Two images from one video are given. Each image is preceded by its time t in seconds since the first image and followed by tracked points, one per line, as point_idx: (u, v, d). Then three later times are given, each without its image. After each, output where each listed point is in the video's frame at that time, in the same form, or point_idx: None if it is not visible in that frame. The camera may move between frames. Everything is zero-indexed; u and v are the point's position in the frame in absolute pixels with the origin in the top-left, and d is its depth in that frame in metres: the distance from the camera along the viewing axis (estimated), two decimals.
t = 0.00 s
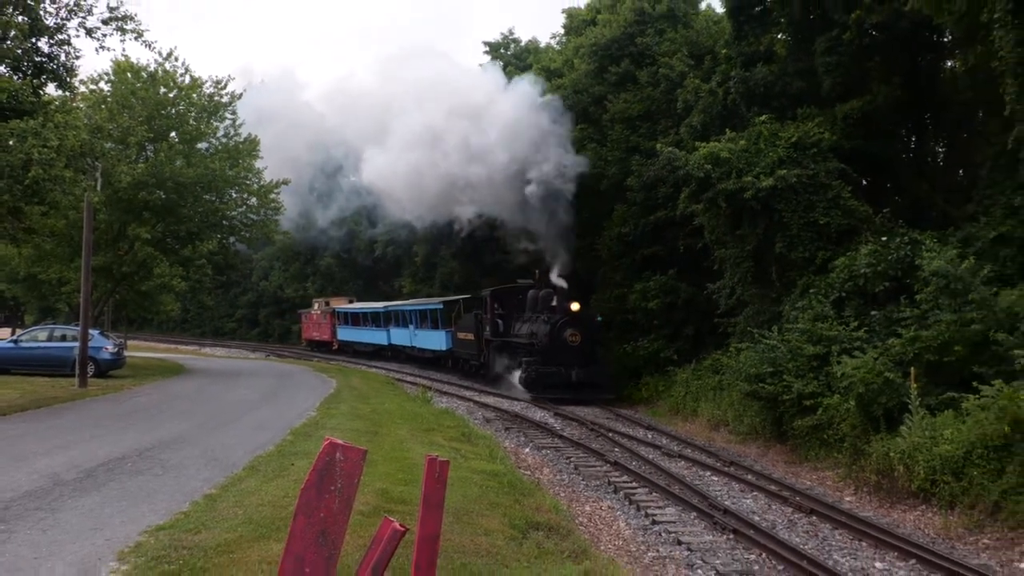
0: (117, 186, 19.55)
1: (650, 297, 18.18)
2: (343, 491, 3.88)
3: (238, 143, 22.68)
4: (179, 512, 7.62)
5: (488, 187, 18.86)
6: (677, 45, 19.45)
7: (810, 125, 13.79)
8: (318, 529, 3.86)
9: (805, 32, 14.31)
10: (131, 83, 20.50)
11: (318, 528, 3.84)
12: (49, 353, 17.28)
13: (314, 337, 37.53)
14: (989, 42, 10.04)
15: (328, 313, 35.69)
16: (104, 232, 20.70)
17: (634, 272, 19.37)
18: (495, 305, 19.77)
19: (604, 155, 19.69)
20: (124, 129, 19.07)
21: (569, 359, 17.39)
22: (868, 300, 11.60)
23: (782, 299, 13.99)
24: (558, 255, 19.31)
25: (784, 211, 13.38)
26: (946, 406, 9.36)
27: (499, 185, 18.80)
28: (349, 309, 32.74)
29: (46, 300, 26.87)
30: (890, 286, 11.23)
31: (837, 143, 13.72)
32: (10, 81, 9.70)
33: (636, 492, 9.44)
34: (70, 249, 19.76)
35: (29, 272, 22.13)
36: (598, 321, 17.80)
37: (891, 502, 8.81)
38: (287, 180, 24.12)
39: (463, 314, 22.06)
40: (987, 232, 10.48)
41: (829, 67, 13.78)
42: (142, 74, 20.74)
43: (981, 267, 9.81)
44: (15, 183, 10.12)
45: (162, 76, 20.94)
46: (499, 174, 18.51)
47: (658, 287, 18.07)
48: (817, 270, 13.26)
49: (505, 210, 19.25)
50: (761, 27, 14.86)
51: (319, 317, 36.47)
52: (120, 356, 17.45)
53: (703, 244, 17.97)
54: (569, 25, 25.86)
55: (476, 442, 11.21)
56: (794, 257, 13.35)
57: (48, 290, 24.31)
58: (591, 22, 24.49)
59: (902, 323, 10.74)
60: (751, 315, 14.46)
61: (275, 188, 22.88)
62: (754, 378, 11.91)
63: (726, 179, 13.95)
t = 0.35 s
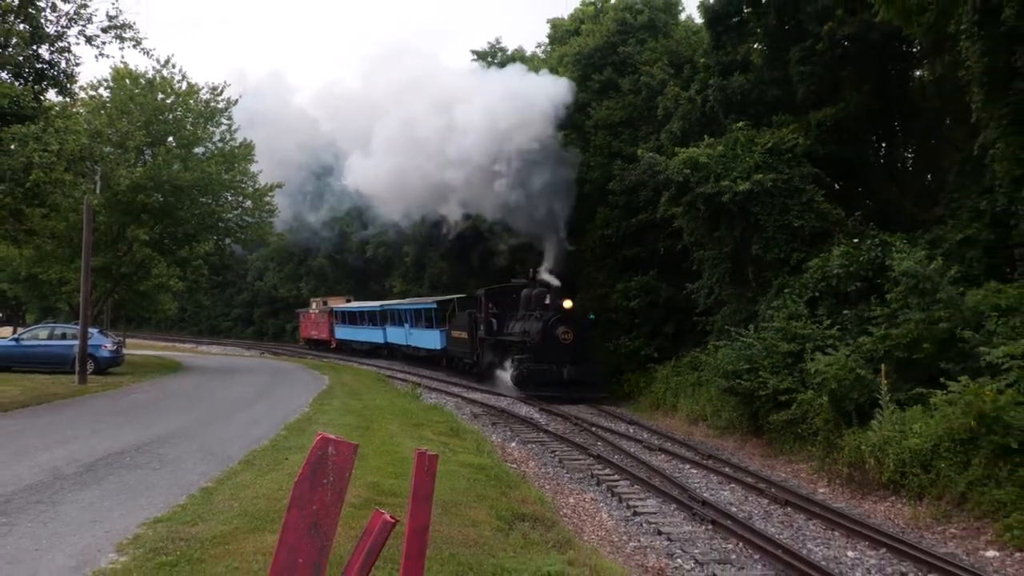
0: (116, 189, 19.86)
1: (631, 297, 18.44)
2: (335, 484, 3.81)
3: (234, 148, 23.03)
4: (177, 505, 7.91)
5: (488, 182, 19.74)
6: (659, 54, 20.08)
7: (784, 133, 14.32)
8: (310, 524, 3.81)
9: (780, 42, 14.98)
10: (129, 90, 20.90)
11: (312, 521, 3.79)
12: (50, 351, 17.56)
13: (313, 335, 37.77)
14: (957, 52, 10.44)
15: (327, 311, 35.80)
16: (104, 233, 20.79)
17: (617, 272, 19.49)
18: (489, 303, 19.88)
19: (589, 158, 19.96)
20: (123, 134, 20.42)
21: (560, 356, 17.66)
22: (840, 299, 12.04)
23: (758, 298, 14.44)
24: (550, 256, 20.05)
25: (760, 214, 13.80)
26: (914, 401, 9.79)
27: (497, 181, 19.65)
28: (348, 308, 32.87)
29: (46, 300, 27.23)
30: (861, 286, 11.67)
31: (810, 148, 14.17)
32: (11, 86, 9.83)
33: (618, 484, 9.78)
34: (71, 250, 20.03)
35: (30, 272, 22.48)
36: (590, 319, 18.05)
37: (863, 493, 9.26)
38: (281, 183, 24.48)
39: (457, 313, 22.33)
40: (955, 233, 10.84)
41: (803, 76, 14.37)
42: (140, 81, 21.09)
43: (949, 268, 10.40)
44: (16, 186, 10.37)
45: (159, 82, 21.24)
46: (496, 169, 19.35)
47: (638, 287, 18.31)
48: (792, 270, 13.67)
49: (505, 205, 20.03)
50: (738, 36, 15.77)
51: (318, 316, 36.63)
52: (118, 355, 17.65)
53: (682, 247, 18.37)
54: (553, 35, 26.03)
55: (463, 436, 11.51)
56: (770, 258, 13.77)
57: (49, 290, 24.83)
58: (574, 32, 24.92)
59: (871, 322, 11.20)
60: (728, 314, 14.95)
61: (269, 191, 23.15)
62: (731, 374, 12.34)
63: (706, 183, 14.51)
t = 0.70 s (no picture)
0: (119, 193, 20.35)
1: (616, 297, 18.82)
2: (331, 477, 4.09)
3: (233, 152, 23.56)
4: (176, 498, 8.19)
5: (485, 181, 20.28)
6: (643, 63, 20.76)
7: (763, 138, 14.87)
8: (307, 513, 4.08)
9: (758, 52, 15.92)
10: (131, 96, 21.09)
11: (308, 513, 4.08)
12: (53, 350, 18.09)
13: (314, 334, 38.35)
14: (930, 62, 11.04)
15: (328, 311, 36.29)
16: (106, 235, 21.44)
17: (603, 272, 19.95)
18: (486, 301, 19.96)
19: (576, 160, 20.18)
20: (126, 139, 19.73)
21: (556, 355, 17.31)
22: (817, 300, 12.63)
23: (738, 298, 14.99)
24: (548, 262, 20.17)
25: (740, 216, 14.41)
26: (887, 397, 10.27)
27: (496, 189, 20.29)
28: (347, 307, 33.27)
29: (50, 298, 27.70)
30: (837, 286, 12.33)
31: (787, 155, 14.81)
32: (17, 94, 10.08)
33: (604, 477, 10.15)
34: (74, 251, 20.42)
35: (34, 271, 22.91)
36: (587, 318, 17.62)
37: (838, 485, 9.75)
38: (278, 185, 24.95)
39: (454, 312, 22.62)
40: (927, 234, 11.67)
41: (782, 85, 15.28)
42: (143, 87, 21.33)
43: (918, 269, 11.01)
44: (21, 189, 10.66)
45: (160, 89, 21.56)
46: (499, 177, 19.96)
47: (623, 288, 18.77)
48: (769, 271, 14.33)
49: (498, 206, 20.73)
50: (720, 46, 16.60)
51: (319, 315, 37.13)
52: (121, 350, 18.03)
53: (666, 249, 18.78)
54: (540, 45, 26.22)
55: (454, 431, 11.82)
56: (749, 259, 14.44)
57: (54, 289, 25.45)
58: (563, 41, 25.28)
59: (847, 320, 11.78)
60: (710, 313, 15.44)
61: (267, 195, 23.88)
62: (712, 371, 12.85)
63: (687, 188, 15.00)
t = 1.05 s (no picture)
0: (122, 195, 20.81)
1: (603, 296, 19.39)
2: (328, 471, 3.88)
3: (233, 156, 23.83)
4: (178, 491, 8.51)
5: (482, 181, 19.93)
6: (627, 72, 21.32)
7: (744, 145, 15.40)
8: (304, 505, 3.86)
9: (739, 61, 16.89)
10: (134, 102, 21.50)
11: (305, 506, 3.89)
12: (60, 347, 18.55)
13: (314, 333, 39.04)
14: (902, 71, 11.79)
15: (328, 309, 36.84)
16: (111, 237, 21.82)
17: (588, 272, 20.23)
18: (483, 299, 20.13)
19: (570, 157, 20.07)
20: (128, 143, 20.43)
21: (553, 354, 17.48)
22: (795, 300, 13.14)
23: (719, 297, 15.45)
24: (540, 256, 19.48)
25: (721, 219, 14.98)
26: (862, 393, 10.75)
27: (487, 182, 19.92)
28: (347, 306, 33.68)
29: (55, 298, 28.35)
30: (814, 286, 12.87)
31: (767, 160, 15.50)
32: (24, 99, 10.45)
33: (591, 470, 10.54)
34: (79, 252, 20.91)
35: (40, 272, 23.45)
36: (584, 318, 17.74)
37: (815, 477, 10.25)
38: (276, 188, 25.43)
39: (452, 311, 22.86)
40: (901, 237, 12.24)
41: (761, 93, 16.02)
42: (145, 94, 21.75)
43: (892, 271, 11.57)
44: (27, 192, 10.97)
45: (162, 95, 21.97)
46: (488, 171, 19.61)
47: (610, 288, 19.33)
48: (749, 271, 14.91)
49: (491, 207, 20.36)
50: (701, 57, 17.63)
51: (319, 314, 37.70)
52: (125, 348, 18.43)
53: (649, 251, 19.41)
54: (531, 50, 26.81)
55: (447, 426, 12.17)
56: (730, 261, 15.01)
57: (59, 289, 26.00)
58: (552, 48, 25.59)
59: (823, 319, 12.23)
60: (692, 312, 15.74)
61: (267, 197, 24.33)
62: (695, 368, 13.36)
63: (670, 192, 15.60)
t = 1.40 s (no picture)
0: (123, 199, 21.36)
1: (587, 296, 19.68)
2: (323, 464, 4.08)
3: (231, 161, 24.48)
4: (178, 484, 8.83)
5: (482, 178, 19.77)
6: (612, 81, 22.01)
7: (723, 150, 16.23)
8: (299, 498, 4.05)
9: (718, 72, 17.56)
10: (136, 108, 22.37)
11: (302, 498, 4.04)
12: (62, 346, 19.08)
13: (314, 330, 39.49)
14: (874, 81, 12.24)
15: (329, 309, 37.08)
16: (112, 238, 22.40)
17: (574, 273, 20.59)
18: (478, 298, 20.36)
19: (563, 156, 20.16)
20: (130, 148, 21.75)
21: (548, 354, 17.46)
22: (772, 299, 13.71)
23: (699, 297, 16.17)
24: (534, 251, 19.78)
25: (701, 222, 15.76)
26: (835, 387, 11.24)
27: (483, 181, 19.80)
28: (348, 305, 33.82)
29: (58, 298, 28.90)
30: (790, 286, 13.44)
31: (745, 165, 16.34)
32: (29, 106, 10.90)
33: (576, 463, 10.96)
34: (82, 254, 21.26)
35: (42, 273, 23.90)
36: (578, 318, 17.72)
37: (791, 469, 10.78)
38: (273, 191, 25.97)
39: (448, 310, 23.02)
40: (873, 238, 12.93)
41: (739, 101, 16.72)
42: (145, 100, 22.58)
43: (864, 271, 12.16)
44: (31, 196, 11.30)
45: (163, 102, 22.79)
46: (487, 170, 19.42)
47: (595, 287, 19.67)
48: (728, 272, 15.62)
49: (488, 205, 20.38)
50: (682, 66, 18.11)
51: (320, 313, 38.07)
52: (126, 347, 18.78)
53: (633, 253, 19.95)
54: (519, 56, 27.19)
55: (438, 421, 12.54)
56: (710, 261, 15.71)
57: (62, 289, 26.54)
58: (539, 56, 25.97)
59: (798, 318, 12.79)
60: (674, 310, 16.45)
61: (264, 201, 24.89)
62: (676, 365, 13.93)
63: (652, 196, 16.22)
